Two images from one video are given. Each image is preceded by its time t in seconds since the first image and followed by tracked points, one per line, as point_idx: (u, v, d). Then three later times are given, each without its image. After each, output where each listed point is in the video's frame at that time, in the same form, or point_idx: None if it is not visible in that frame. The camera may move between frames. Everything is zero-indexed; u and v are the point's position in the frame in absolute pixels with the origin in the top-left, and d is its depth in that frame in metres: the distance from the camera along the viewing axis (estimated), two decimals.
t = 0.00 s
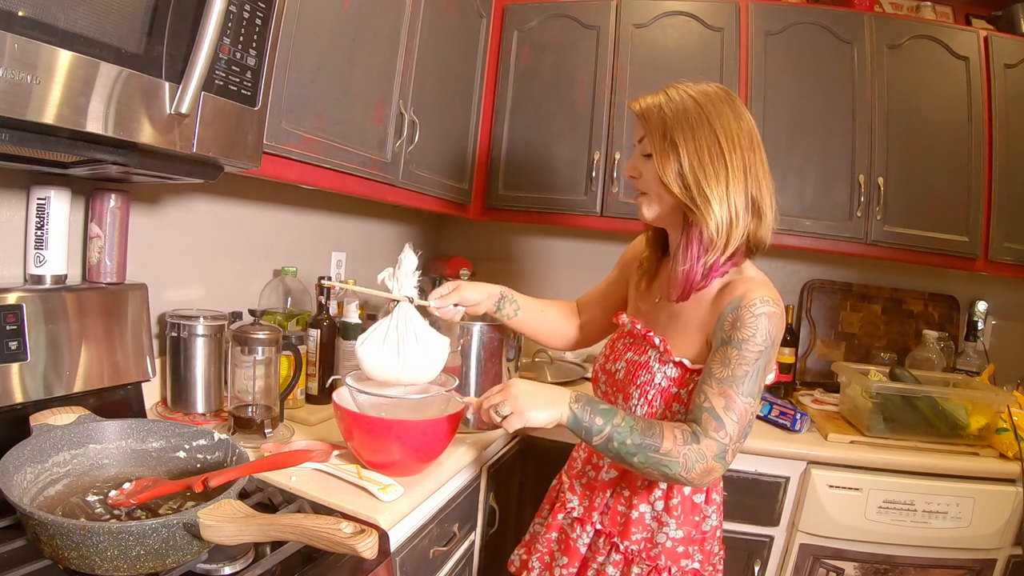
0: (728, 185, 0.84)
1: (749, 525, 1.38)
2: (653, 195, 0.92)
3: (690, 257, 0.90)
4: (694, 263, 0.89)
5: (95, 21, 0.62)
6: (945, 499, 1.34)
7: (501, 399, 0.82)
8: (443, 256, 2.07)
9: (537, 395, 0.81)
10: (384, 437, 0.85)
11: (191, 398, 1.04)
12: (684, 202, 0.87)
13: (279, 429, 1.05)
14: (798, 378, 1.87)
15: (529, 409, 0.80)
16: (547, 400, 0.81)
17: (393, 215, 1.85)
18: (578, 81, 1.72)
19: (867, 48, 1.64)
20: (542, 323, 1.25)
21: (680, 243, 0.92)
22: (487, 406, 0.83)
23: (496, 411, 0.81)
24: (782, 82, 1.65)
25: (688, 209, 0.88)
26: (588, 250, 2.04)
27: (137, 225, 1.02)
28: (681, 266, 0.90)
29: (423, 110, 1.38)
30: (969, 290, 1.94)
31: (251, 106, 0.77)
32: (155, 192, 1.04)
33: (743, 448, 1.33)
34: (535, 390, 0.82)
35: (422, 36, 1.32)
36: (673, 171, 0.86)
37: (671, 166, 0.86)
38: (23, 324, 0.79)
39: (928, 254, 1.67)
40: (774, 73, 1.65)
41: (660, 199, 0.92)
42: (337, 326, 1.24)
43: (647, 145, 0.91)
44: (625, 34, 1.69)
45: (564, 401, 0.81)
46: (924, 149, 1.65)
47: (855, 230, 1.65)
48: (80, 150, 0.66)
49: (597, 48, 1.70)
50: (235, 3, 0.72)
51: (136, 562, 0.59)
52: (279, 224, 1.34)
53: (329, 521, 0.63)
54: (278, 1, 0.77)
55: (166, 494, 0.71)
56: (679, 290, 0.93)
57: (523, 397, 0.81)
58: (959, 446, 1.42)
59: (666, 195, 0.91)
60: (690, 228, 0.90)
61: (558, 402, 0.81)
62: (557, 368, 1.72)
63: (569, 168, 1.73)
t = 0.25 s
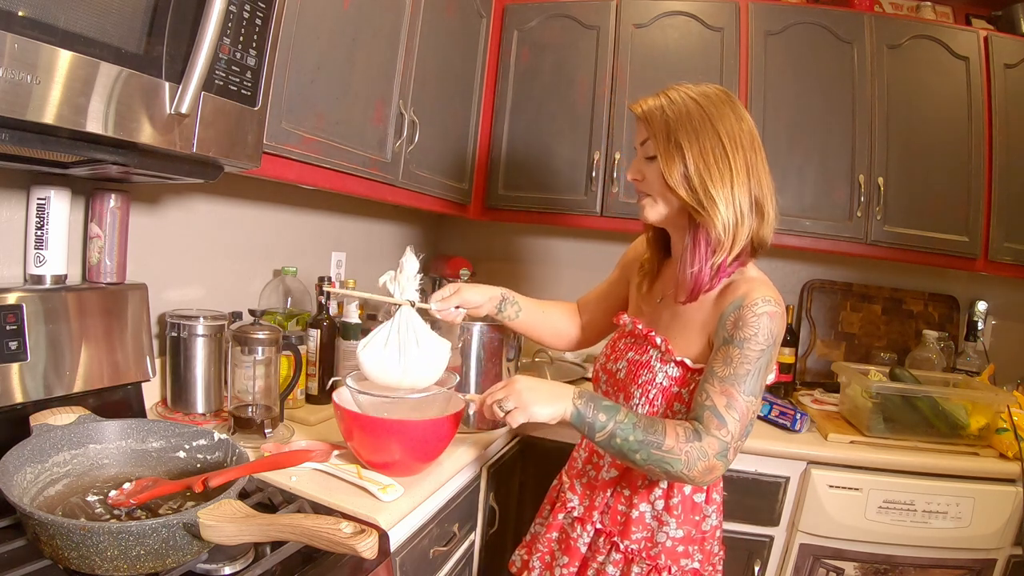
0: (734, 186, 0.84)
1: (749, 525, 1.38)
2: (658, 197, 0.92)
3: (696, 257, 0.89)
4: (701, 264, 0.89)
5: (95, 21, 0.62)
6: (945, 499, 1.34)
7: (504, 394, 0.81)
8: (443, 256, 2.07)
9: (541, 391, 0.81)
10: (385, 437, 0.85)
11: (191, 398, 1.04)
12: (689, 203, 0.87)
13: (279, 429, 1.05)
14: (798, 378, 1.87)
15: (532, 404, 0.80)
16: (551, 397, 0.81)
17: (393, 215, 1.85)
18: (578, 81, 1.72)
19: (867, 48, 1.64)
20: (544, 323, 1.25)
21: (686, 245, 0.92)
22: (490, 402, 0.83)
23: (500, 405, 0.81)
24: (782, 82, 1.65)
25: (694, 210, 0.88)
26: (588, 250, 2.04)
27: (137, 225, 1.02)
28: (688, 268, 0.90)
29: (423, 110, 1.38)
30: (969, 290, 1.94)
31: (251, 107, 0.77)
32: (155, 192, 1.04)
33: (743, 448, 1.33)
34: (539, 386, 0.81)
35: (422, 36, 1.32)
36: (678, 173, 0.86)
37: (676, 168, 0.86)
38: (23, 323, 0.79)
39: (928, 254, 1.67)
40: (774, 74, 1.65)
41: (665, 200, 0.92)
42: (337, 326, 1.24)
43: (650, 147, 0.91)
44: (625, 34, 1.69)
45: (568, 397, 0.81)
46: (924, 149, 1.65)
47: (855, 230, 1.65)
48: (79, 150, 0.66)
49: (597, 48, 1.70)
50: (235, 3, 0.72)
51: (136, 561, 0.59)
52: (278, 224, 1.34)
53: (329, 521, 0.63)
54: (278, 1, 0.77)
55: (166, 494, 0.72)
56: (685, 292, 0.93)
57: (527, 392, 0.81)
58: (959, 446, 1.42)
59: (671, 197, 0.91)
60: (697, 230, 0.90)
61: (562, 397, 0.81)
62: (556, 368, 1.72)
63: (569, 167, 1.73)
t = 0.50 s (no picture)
0: (734, 187, 0.84)
1: (749, 525, 1.38)
2: (659, 197, 0.92)
3: (697, 257, 0.89)
4: (702, 264, 0.89)
5: (95, 21, 0.62)
6: (945, 499, 1.34)
7: (506, 391, 0.81)
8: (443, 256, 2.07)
9: (544, 390, 0.81)
10: (385, 437, 0.85)
11: (191, 398, 1.04)
12: (691, 204, 0.87)
13: (279, 429, 1.05)
14: (798, 378, 1.87)
15: (535, 402, 0.80)
16: (555, 397, 0.81)
17: (393, 215, 1.85)
18: (578, 81, 1.72)
19: (867, 48, 1.64)
20: (545, 323, 1.25)
21: (687, 245, 0.92)
22: (491, 399, 0.82)
23: (501, 402, 0.81)
24: (782, 82, 1.65)
25: (695, 211, 0.88)
26: (588, 250, 2.04)
27: (137, 225, 1.02)
28: (690, 268, 0.90)
29: (423, 110, 1.38)
30: (969, 290, 1.94)
31: (251, 106, 0.77)
32: (155, 192, 1.04)
33: (743, 448, 1.33)
34: (543, 385, 0.81)
35: (422, 36, 1.32)
36: (680, 172, 0.86)
37: (677, 168, 0.86)
38: (23, 323, 0.79)
39: (928, 254, 1.67)
40: (774, 74, 1.65)
41: (667, 200, 0.92)
42: (337, 326, 1.24)
43: (652, 147, 0.91)
44: (625, 34, 1.69)
45: (571, 396, 0.81)
46: (924, 149, 1.65)
47: (855, 230, 1.65)
48: (80, 150, 0.66)
49: (597, 48, 1.70)
50: (235, 3, 0.72)
51: (136, 561, 0.59)
52: (278, 224, 1.34)
53: (329, 521, 0.63)
54: (278, 1, 0.77)
55: (166, 494, 0.72)
56: (686, 291, 0.93)
57: (530, 391, 0.80)
58: (959, 446, 1.42)
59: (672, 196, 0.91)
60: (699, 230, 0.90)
61: (564, 396, 0.81)
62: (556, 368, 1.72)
63: (569, 167, 1.73)
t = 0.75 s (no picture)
0: (742, 186, 0.85)
1: (749, 525, 1.38)
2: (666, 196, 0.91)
3: (702, 257, 0.89)
4: (708, 264, 0.89)
5: (95, 21, 0.62)
6: (945, 499, 1.34)
7: (507, 388, 0.81)
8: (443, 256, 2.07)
9: (545, 388, 0.81)
10: (385, 437, 0.85)
11: (191, 398, 1.04)
12: (698, 203, 0.86)
13: (279, 429, 1.05)
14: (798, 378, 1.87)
15: (535, 400, 0.79)
16: (556, 396, 0.81)
17: (393, 215, 1.85)
18: (578, 81, 1.72)
19: (867, 48, 1.64)
20: (545, 321, 1.26)
21: (693, 245, 0.91)
22: (492, 395, 0.82)
23: (502, 399, 0.81)
24: (782, 82, 1.65)
25: (702, 210, 0.87)
26: (587, 250, 2.04)
27: (137, 225, 1.02)
28: (697, 269, 0.90)
29: (423, 110, 1.38)
30: (969, 290, 1.94)
31: (251, 106, 0.77)
32: (155, 192, 1.04)
33: (743, 448, 1.33)
34: (545, 382, 0.81)
35: (422, 36, 1.32)
36: (689, 171, 0.85)
37: (687, 166, 0.85)
38: (23, 323, 0.79)
39: (928, 254, 1.67)
40: (774, 74, 1.65)
41: (672, 200, 0.91)
42: (337, 326, 1.24)
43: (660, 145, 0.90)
44: (625, 34, 1.69)
45: (572, 394, 0.81)
46: (924, 149, 1.65)
47: (855, 230, 1.65)
48: (80, 150, 0.66)
49: (597, 48, 1.70)
50: (235, 3, 0.72)
51: (136, 561, 0.59)
52: (278, 224, 1.34)
53: (329, 521, 0.63)
54: (278, 1, 0.77)
55: (166, 494, 0.72)
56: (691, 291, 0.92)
57: (530, 387, 0.80)
58: (959, 446, 1.42)
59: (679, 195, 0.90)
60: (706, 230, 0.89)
61: (565, 393, 0.81)
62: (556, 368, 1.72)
63: (569, 167, 1.73)
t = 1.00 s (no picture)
0: (742, 186, 0.85)
1: (749, 525, 1.38)
2: (664, 194, 0.91)
3: (702, 256, 0.89)
4: (708, 264, 0.89)
5: (95, 21, 0.62)
6: (945, 499, 1.34)
7: (505, 374, 0.79)
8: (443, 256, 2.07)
9: (543, 377, 0.79)
10: (384, 438, 0.85)
11: (191, 398, 1.04)
12: (697, 201, 0.87)
13: (279, 429, 1.05)
14: (798, 378, 1.87)
15: (534, 387, 0.78)
16: (554, 386, 0.79)
17: (392, 215, 1.85)
18: (579, 81, 1.72)
19: (867, 48, 1.64)
20: (540, 316, 1.26)
21: (692, 244, 0.91)
22: (490, 381, 0.80)
23: (500, 386, 0.79)
24: (782, 82, 1.65)
25: (700, 209, 0.87)
26: (587, 250, 2.04)
27: (137, 225, 1.02)
28: (696, 268, 0.90)
29: (423, 110, 1.38)
30: (969, 290, 1.94)
31: (251, 107, 0.77)
32: (155, 192, 1.04)
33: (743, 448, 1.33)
34: (543, 371, 0.80)
35: (422, 36, 1.32)
36: (689, 169, 0.85)
37: (686, 165, 0.85)
38: (23, 323, 0.79)
39: (928, 254, 1.67)
40: (774, 74, 1.65)
41: (671, 199, 0.91)
42: (337, 326, 1.24)
43: (659, 143, 0.90)
44: (625, 34, 1.69)
45: (571, 383, 0.80)
46: (924, 149, 1.65)
47: (855, 230, 1.65)
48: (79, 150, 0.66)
49: (597, 48, 1.70)
50: (235, 3, 0.72)
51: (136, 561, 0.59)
52: (278, 224, 1.34)
53: (329, 521, 0.63)
54: (278, 2, 0.77)
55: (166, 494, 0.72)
56: (690, 289, 0.93)
57: (528, 374, 0.79)
58: (959, 446, 1.42)
59: (678, 194, 0.90)
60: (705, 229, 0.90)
61: (564, 383, 0.79)
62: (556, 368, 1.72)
63: (569, 168, 1.73)
